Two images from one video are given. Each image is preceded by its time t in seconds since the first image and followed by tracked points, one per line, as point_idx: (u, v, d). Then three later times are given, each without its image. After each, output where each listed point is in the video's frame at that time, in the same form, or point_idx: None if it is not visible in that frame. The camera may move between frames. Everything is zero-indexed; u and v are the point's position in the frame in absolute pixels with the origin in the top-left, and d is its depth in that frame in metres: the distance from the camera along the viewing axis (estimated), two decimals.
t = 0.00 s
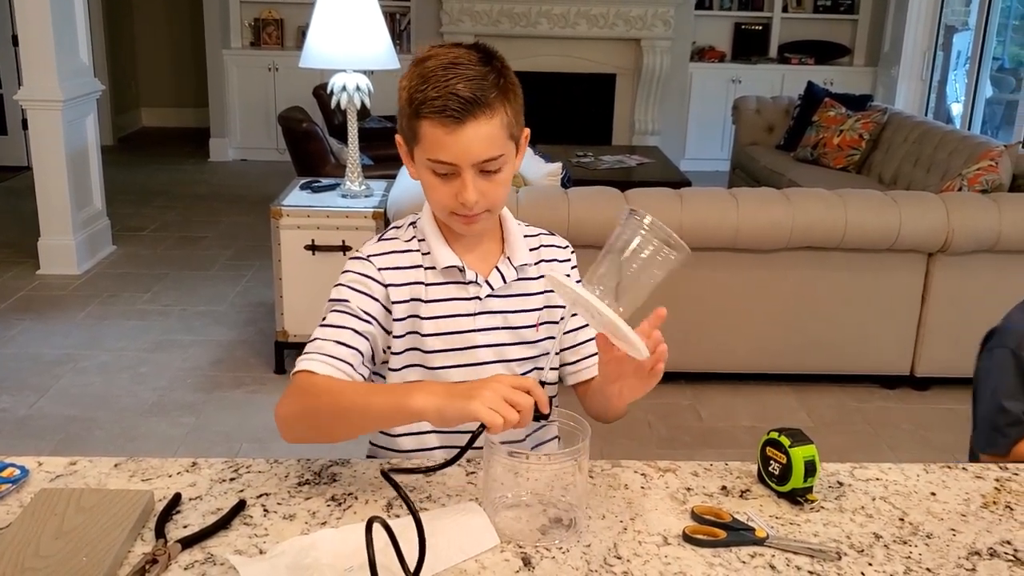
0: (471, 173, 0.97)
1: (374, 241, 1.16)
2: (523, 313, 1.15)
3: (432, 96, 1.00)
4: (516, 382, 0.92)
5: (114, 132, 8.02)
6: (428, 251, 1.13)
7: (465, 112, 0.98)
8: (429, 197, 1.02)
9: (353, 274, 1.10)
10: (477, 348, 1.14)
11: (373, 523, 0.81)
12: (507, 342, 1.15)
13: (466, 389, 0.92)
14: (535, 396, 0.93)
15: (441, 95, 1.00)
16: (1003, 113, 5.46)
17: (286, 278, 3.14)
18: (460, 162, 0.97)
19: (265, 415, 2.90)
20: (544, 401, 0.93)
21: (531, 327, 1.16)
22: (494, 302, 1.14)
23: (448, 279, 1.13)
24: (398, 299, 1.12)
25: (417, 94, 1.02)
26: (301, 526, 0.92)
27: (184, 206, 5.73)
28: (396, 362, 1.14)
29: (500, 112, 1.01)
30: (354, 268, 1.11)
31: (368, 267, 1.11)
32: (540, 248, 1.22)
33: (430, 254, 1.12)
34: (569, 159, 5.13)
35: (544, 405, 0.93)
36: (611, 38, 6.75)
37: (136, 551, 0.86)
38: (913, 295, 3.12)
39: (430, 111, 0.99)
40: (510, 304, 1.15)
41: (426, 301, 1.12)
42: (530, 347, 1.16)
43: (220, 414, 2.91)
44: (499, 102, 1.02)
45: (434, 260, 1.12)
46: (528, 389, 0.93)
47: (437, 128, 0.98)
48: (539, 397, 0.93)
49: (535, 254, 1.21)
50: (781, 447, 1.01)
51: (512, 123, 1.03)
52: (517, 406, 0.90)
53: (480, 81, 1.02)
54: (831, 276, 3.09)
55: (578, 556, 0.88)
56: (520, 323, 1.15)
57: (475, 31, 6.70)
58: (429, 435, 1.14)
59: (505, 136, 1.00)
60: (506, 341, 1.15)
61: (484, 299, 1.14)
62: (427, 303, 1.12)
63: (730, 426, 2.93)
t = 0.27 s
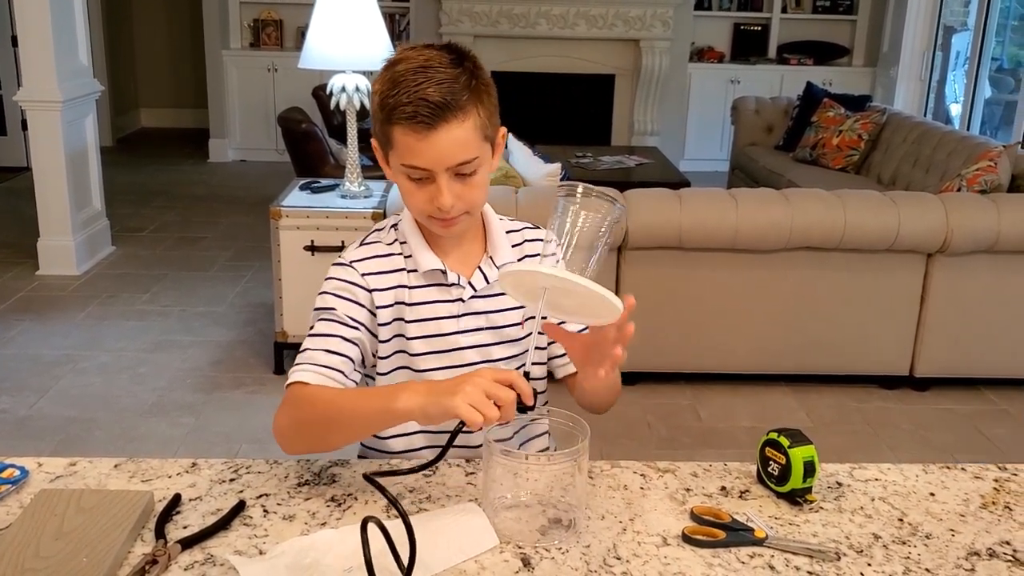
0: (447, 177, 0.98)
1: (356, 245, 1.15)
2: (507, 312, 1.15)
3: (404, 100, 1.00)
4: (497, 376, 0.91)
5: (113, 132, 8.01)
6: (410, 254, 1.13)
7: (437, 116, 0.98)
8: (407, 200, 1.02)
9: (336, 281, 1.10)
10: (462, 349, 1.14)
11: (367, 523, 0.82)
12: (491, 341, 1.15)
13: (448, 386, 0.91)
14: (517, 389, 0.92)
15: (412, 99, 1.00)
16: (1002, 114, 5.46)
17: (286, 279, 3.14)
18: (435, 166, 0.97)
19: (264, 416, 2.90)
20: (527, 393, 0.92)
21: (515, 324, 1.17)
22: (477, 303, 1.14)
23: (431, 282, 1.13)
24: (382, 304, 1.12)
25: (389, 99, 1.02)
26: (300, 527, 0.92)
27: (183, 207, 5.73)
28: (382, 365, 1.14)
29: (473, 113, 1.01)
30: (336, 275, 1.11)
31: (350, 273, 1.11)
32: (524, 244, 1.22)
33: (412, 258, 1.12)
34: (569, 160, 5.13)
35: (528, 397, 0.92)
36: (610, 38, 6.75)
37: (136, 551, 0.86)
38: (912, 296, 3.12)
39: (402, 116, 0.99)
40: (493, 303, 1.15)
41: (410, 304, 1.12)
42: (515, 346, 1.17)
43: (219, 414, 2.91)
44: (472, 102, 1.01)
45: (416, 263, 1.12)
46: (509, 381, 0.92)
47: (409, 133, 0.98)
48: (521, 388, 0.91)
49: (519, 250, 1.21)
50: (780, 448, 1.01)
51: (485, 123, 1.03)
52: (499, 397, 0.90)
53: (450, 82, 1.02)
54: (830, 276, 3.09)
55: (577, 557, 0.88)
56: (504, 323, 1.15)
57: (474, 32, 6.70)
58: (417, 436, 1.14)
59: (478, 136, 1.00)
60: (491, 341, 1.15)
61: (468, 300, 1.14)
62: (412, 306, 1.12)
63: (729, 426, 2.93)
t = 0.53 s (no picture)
0: (438, 178, 0.97)
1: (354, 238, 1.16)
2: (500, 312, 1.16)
3: (393, 101, 1.00)
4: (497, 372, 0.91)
5: (113, 133, 8.01)
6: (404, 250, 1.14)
7: (426, 117, 0.98)
8: (398, 201, 1.02)
9: (332, 274, 1.11)
10: (454, 348, 1.15)
11: (366, 520, 0.83)
12: (482, 340, 1.15)
13: (450, 376, 0.91)
14: (519, 387, 0.91)
15: (402, 100, 1.00)
16: (1002, 114, 5.46)
17: (285, 279, 3.14)
18: (426, 168, 0.97)
19: (264, 416, 2.90)
20: (528, 392, 0.90)
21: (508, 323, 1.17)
22: (470, 302, 1.15)
23: (423, 279, 1.13)
24: (377, 299, 1.13)
25: (379, 100, 1.02)
26: (301, 526, 0.92)
27: (183, 208, 5.73)
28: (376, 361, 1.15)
29: (462, 114, 1.01)
30: (333, 268, 1.11)
31: (347, 266, 1.12)
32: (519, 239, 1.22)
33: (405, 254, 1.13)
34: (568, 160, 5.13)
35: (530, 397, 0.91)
36: (609, 39, 6.75)
37: (137, 551, 0.86)
38: (912, 296, 3.12)
39: (392, 117, 0.99)
40: (487, 302, 1.15)
41: (405, 301, 1.13)
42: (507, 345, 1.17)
43: (220, 415, 2.91)
44: (461, 103, 1.01)
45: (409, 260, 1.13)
46: (511, 378, 0.91)
47: (400, 134, 0.98)
48: (523, 387, 0.90)
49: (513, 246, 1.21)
50: (781, 449, 1.01)
51: (475, 123, 1.03)
52: (500, 397, 0.89)
53: (440, 82, 1.02)
54: (830, 276, 3.09)
55: (577, 557, 0.88)
56: (496, 321, 1.16)
57: (474, 32, 6.70)
58: (413, 433, 1.14)
59: (468, 137, 1.00)
60: (483, 339, 1.15)
61: (460, 299, 1.14)
62: (406, 303, 1.13)
63: (730, 427, 2.93)
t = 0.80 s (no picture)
0: (475, 180, 0.97)
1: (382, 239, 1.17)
2: (525, 319, 1.16)
3: (432, 103, 1.00)
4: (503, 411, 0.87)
5: (114, 133, 8.02)
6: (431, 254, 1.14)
7: (465, 118, 0.97)
8: (434, 204, 1.02)
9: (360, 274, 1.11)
10: (474, 353, 1.15)
11: (371, 521, 0.83)
12: (504, 347, 1.16)
13: (459, 407, 0.87)
14: (520, 436, 0.87)
15: (441, 102, 1.00)
16: (1003, 114, 5.46)
17: (287, 280, 3.15)
18: (463, 169, 0.96)
19: (265, 417, 2.90)
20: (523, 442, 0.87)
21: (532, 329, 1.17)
22: (494, 308, 1.15)
23: (449, 283, 1.13)
24: (402, 300, 1.13)
25: (418, 101, 1.02)
26: (304, 526, 0.92)
27: (183, 208, 5.73)
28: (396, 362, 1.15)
29: (501, 117, 1.00)
30: (360, 267, 1.12)
31: (374, 266, 1.12)
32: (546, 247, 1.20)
33: (432, 258, 1.13)
34: (569, 160, 5.13)
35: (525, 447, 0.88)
36: (610, 39, 6.75)
37: (140, 552, 0.86)
38: (913, 297, 3.12)
39: (431, 118, 0.99)
40: (512, 309, 1.16)
41: (430, 304, 1.13)
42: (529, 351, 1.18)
43: (221, 415, 2.91)
44: (500, 106, 1.01)
45: (436, 263, 1.13)
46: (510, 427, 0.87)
47: (438, 135, 0.97)
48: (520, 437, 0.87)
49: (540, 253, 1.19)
50: (783, 448, 1.02)
51: (513, 126, 1.03)
52: (496, 444, 0.85)
53: (479, 85, 1.02)
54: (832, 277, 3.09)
55: (581, 557, 0.88)
56: (518, 329, 1.16)
57: (474, 33, 6.70)
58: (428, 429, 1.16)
59: (507, 141, 0.99)
60: (506, 345, 1.16)
61: (485, 305, 1.14)
62: (431, 306, 1.13)
63: (731, 427, 2.93)
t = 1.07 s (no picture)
0: (525, 185, 0.95)
1: (428, 238, 1.16)
2: (562, 332, 1.14)
3: (489, 101, 0.98)
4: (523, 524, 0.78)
5: (114, 134, 8.02)
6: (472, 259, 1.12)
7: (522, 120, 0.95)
8: (480, 204, 1.00)
9: (405, 270, 1.12)
10: (507, 362, 1.14)
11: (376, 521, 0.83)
12: (539, 358, 1.14)
13: (477, 495, 0.81)
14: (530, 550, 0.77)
15: (499, 100, 0.98)
16: (1003, 115, 5.46)
17: (289, 281, 3.14)
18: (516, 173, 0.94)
19: (267, 418, 2.90)
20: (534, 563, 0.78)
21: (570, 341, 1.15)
22: (531, 318, 1.13)
23: (488, 289, 1.12)
24: (443, 303, 1.12)
25: (474, 97, 1.00)
26: (306, 527, 0.92)
27: (184, 209, 5.73)
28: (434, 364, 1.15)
29: (559, 121, 0.98)
30: (406, 263, 1.12)
31: (418, 265, 1.12)
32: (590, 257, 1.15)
33: (472, 263, 1.12)
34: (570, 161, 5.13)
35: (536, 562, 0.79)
36: (611, 39, 6.75)
37: (143, 552, 0.86)
38: (916, 297, 3.12)
39: (487, 115, 0.96)
40: (550, 320, 1.13)
41: (468, 310, 1.13)
42: (564, 365, 1.15)
43: (222, 416, 2.91)
44: (559, 110, 0.99)
45: (476, 269, 1.12)
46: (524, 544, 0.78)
47: (494, 134, 0.95)
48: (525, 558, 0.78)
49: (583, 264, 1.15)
50: (786, 449, 1.03)
51: (570, 132, 1.00)
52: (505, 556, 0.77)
53: (540, 87, 0.99)
54: (834, 277, 3.09)
55: (583, 558, 0.88)
56: (555, 342, 1.14)
57: (475, 33, 6.70)
58: (456, 424, 1.17)
59: (562, 147, 0.97)
60: (544, 356, 1.14)
61: (521, 315, 1.13)
62: (469, 312, 1.13)
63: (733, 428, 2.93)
